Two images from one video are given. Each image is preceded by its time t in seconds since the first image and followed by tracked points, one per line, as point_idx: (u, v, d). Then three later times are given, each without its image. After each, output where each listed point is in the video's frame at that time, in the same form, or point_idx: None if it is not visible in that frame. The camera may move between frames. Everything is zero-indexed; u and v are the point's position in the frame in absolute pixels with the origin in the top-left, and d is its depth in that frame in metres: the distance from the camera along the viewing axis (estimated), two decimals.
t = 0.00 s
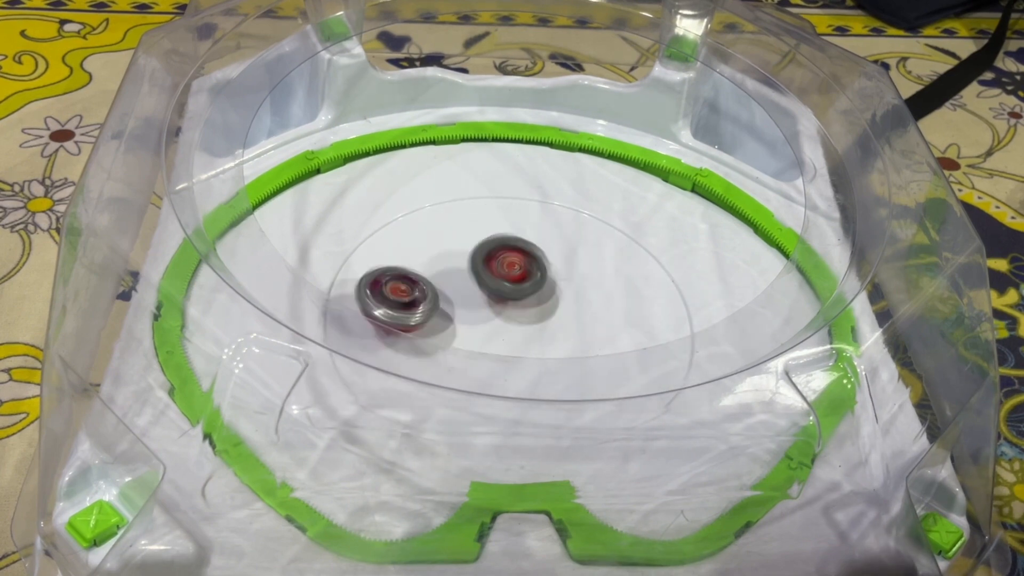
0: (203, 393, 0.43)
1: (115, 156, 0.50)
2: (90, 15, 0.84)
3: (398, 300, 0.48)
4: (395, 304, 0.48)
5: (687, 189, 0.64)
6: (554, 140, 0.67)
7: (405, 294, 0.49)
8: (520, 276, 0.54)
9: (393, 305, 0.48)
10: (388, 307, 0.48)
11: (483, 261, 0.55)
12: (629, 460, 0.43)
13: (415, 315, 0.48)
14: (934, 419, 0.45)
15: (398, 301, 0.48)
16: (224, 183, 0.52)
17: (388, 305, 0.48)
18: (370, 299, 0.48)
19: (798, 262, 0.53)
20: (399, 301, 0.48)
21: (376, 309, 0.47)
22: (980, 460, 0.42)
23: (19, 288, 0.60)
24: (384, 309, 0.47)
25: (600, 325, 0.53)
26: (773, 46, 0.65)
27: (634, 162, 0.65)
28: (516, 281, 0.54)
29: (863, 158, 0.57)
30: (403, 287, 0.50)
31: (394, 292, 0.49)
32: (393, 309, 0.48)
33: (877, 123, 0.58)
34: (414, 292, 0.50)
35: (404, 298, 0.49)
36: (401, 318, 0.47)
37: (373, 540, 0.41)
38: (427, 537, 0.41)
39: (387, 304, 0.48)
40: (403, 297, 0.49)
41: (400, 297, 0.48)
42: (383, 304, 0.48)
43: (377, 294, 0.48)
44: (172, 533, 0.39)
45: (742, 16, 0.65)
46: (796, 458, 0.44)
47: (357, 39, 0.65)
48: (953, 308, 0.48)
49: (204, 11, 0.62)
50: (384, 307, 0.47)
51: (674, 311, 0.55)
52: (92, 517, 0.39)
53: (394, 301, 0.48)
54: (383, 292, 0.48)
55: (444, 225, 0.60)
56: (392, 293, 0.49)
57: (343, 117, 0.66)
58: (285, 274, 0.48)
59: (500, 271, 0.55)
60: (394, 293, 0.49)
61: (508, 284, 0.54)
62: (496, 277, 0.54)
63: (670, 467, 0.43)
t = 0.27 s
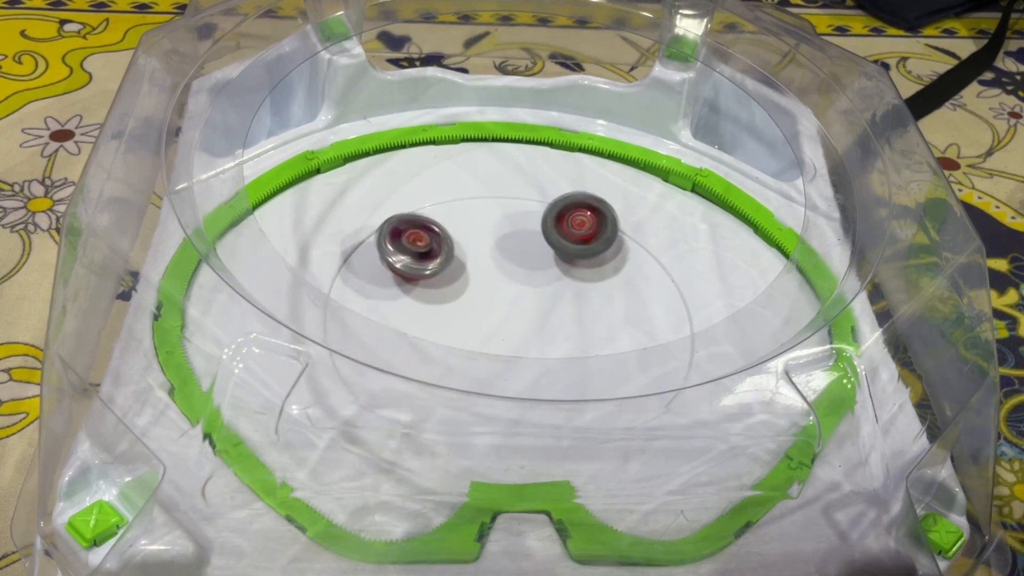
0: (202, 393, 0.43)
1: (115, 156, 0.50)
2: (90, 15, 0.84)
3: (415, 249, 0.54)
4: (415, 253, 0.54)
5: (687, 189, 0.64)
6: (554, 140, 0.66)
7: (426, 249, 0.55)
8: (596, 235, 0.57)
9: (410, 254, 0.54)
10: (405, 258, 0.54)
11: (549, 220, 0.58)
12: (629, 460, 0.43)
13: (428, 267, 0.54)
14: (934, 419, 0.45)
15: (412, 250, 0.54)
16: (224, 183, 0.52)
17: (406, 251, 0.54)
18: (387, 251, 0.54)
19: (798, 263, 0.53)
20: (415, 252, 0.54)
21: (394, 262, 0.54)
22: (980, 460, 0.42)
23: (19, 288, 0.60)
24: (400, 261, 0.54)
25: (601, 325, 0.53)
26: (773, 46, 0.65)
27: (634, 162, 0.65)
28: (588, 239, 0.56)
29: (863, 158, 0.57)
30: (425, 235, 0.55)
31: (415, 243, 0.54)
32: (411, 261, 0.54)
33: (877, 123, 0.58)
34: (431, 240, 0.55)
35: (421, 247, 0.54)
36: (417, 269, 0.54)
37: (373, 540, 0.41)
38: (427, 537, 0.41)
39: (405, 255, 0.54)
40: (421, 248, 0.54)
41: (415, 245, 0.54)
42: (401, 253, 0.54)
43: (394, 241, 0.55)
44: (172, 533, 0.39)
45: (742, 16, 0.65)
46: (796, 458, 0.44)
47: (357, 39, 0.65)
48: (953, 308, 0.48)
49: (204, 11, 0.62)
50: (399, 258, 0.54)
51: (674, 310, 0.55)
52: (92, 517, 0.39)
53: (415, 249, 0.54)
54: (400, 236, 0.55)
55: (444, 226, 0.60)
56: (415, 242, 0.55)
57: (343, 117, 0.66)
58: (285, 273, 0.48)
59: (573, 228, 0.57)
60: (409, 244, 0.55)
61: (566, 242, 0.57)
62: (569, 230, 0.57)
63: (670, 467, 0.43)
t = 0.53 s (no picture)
0: (203, 393, 0.43)
1: (115, 156, 0.50)
2: (90, 15, 0.84)
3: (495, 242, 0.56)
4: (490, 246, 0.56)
5: (687, 189, 0.64)
6: (554, 140, 0.67)
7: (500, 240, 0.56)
8: (644, 237, 0.56)
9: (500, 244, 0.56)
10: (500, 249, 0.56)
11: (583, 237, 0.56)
12: (629, 460, 0.43)
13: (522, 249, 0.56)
14: (934, 419, 0.45)
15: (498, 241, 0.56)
16: (224, 183, 0.52)
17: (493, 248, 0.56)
18: (480, 251, 0.55)
19: (798, 262, 0.53)
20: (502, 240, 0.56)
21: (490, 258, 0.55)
22: (980, 460, 0.42)
23: (19, 288, 0.60)
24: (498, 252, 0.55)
25: (601, 324, 0.53)
26: (773, 46, 0.65)
27: (634, 162, 0.65)
28: (631, 253, 0.55)
29: (863, 158, 0.57)
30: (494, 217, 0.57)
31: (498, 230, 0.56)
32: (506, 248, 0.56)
33: (877, 123, 0.58)
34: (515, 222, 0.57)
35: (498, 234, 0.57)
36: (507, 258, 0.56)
37: (373, 540, 0.41)
38: (427, 537, 0.41)
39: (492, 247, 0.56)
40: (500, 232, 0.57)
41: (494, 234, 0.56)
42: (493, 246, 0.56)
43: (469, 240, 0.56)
44: (172, 533, 0.39)
45: (742, 16, 0.65)
46: (796, 458, 0.44)
47: (357, 39, 0.65)
48: (953, 308, 0.48)
49: (204, 11, 0.62)
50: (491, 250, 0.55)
51: (674, 310, 0.55)
52: (92, 517, 0.39)
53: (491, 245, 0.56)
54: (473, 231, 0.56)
55: (444, 226, 0.60)
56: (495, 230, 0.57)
57: (343, 117, 0.66)
58: (285, 274, 0.48)
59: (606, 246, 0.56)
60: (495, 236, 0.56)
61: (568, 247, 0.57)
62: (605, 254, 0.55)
63: (671, 467, 0.43)
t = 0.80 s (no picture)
0: (203, 393, 0.43)
1: (115, 156, 0.50)
2: (91, 15, 0.84)
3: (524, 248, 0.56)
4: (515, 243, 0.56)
5: (687, 189, 0.64)
6: (554, 140, 0.67)
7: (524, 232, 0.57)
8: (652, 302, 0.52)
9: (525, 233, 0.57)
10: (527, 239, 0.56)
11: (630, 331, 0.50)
12: (629, 460, 0.43)
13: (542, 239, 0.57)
14: (934, 419, 0.45)
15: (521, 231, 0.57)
16: (224, 183, 0.51)
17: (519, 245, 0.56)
18: (503, 242, 0.56)
19: (798, 262, 0.53)
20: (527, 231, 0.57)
21: (518, 252, 0.56)
22: (980, 460, 0.42)
23: (19, 288, 0.60)
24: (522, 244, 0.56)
25: (601, 324, 0.53)
26: (772, 46, 0.65)
27: (634, 162, 0.65)
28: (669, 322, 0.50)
29: (863, 157, 0.57)
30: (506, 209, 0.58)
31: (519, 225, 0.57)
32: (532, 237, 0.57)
33: (877, 123, 0.58)
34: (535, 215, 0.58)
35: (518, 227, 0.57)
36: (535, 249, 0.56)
37: (373, 540, 0.41)
38: (427, 537, 0.41)
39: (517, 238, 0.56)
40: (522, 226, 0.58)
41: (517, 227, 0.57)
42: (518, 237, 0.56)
43: (492, 238, 0.57)
44: (172, 533, 0.39)
45: (742, 16, 0.65)
46: (796, 458, 0.44)
47: (357, 39, 0.65)
48: (953, 308, 0.48)
49: (204, 11, 0.62)
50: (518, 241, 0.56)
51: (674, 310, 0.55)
52: (92, 517, 0.39)
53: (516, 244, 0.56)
54: (494, 227, 0.57)
55: (444, 225, 0.60)
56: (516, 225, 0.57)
57: (343, 117, 0.66)
58: (285, 274, 0.47)
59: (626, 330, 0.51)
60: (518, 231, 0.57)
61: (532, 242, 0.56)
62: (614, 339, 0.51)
63: (671, 467, 0.43)
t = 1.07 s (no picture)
0: (203, 393, 0.43)
1: (115, 156, 0.50)
2: (91, 15, 0.84)
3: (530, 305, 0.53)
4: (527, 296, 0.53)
5: (687, 189, 0.64)
6: (554, 140, 0.67)
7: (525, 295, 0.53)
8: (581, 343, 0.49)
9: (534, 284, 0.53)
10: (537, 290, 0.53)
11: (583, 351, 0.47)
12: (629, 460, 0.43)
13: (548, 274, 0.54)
14: (934, 419, 0.45)
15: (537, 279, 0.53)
16: (224, 183, 0.52)
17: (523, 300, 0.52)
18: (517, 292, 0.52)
19: (798, 263, 0.53)
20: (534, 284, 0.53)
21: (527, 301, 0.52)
22: (980, 460, 0.42)
23: (19, 288, 0.60)
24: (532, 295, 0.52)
25: (601, 324, 0.53)
26: (773, 46, 0.65)
27: (634, 162, 0.66)
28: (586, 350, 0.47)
29: (863, 158, 0.57)
30: (518, 251, 0.57)
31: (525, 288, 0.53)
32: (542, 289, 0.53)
33: (877, 123, 0.58)
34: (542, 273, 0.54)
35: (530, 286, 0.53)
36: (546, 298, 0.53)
37: (373, 540, 0.41)
38: (427, 537, 0.41)
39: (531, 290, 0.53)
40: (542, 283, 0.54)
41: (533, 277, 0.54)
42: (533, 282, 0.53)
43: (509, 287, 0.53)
44: (172, 533, 0.39)
45: (742, 16, 0.65)
46: (796, 458, 0.44)
47: (357, 39, 0.65)
48: (953, 308, 0.48)
49: (204, 11, 0.62)
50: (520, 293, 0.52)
51: (674, 310, 0.55)
52: (92, 517, 0.39)
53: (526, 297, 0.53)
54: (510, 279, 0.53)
55: (444, 226, 0.60)
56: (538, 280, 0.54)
57: (343, 117, 0.66)
58: (286, 274, 0.48)
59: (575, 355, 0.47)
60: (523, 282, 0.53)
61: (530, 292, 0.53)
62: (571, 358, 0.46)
63: (670, 467, 0.43)
